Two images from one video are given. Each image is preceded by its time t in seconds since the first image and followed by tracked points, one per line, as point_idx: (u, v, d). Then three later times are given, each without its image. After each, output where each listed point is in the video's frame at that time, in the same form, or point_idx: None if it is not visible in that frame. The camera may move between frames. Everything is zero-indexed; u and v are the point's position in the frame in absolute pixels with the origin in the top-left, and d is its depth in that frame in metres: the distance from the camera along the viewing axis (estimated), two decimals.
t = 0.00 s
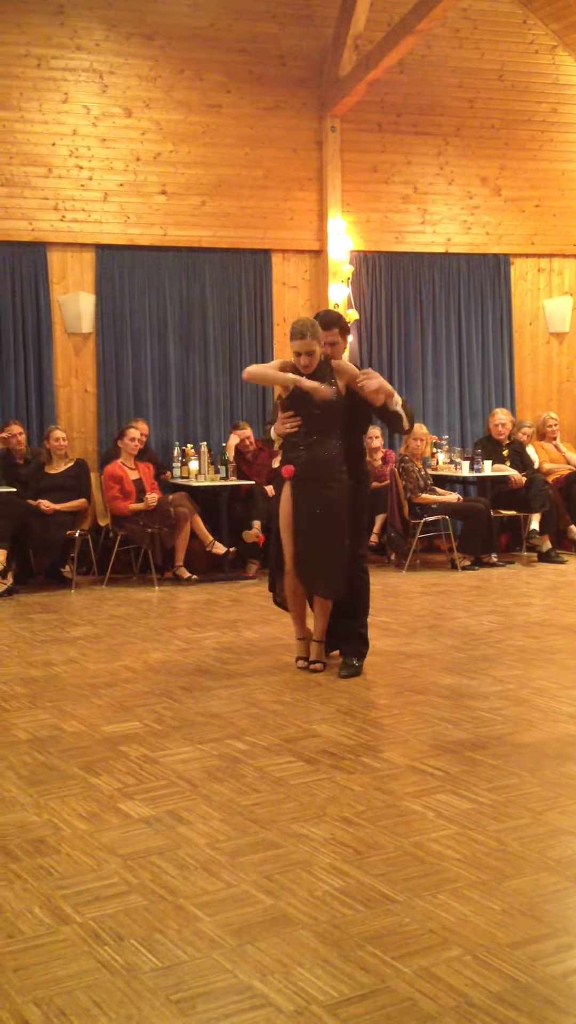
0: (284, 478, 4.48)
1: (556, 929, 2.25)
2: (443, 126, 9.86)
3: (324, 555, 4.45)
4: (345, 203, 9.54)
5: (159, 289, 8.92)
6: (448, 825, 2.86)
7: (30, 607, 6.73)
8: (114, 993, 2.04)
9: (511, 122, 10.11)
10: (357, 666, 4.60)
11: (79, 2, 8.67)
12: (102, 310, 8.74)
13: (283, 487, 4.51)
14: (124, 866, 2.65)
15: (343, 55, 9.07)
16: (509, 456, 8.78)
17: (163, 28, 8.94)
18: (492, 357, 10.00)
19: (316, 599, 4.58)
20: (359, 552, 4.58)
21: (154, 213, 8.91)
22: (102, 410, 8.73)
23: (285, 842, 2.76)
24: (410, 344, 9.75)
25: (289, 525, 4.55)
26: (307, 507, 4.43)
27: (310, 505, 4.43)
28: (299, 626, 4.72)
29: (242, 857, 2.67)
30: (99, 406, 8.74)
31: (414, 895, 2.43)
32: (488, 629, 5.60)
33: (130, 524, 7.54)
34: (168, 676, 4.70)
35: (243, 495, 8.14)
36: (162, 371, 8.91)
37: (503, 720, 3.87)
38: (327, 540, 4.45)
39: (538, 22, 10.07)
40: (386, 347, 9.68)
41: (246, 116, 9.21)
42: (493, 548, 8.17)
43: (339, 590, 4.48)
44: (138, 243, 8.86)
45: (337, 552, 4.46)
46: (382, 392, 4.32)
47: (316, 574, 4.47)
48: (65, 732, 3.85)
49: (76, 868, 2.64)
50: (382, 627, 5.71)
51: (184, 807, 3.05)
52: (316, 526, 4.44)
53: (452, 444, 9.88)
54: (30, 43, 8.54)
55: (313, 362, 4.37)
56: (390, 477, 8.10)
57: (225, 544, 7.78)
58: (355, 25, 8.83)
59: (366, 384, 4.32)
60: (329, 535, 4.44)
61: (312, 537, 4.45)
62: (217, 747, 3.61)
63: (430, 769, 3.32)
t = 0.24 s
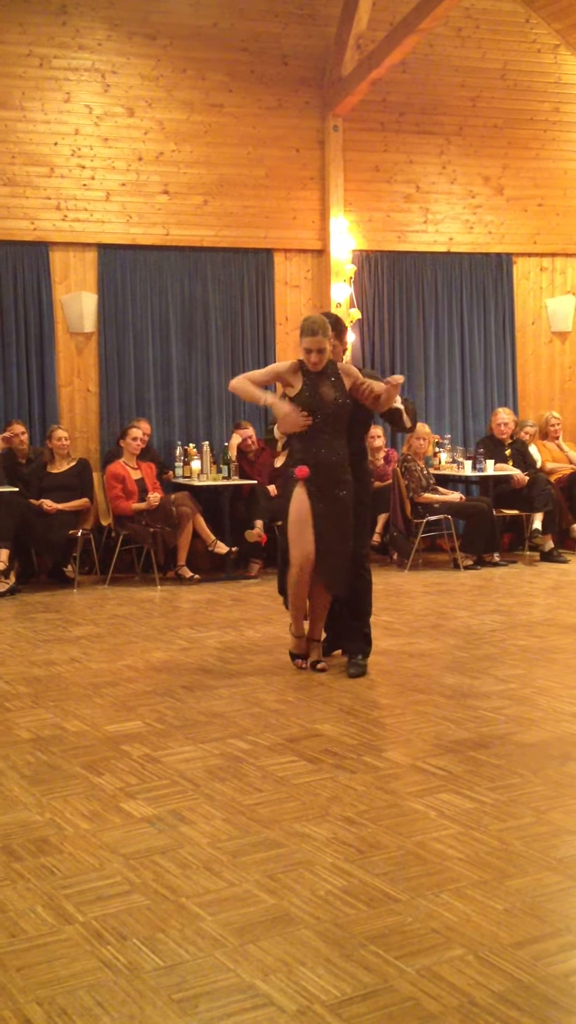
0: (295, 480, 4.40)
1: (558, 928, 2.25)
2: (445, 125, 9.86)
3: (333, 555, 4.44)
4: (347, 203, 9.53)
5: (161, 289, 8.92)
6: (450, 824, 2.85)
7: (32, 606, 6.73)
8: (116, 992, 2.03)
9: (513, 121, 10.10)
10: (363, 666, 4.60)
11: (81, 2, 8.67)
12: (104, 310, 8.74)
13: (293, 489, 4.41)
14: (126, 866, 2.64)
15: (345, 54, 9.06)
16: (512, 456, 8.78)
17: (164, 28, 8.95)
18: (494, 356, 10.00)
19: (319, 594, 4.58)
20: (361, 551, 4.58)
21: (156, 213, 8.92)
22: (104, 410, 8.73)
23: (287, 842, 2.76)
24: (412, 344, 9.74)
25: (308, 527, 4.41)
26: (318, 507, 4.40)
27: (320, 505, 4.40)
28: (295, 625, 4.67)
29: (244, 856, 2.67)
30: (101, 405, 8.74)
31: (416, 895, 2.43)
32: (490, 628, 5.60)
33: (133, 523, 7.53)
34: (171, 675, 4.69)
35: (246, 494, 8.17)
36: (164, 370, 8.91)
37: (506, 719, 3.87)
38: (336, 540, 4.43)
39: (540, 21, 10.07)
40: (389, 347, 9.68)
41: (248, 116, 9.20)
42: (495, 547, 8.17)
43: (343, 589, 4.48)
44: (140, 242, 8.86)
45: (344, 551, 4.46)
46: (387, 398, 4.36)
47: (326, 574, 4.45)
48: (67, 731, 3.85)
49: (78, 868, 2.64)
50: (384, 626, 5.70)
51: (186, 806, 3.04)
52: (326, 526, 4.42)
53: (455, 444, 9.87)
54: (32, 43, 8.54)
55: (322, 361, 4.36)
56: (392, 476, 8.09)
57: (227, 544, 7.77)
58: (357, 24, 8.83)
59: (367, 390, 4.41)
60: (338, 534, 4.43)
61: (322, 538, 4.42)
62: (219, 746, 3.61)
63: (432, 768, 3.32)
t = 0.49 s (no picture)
0: (299, 482, 4.40)
1: (560, 928, 2.25)
2: (447, 124, 9.86)
3: (336, 557, 4.42)
4: (349, 202, 9.53)
5: (163, 289, 8.92)
6: (451, 823, 2.85)
7: (33, 606, 6.72)
8: (118, 992, 2.03)
9: (515, 120, 10.10)
10: (367, 666, 4.60)
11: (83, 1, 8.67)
12: (106, 310, 8.74)
13: (297, 491, 4.42)
14: (127, 866, 2.64)
15: (347, 54, 9.06)
16: (513, 455, 8.79)
17: (166, 28, 8.95)
18: (496, 356, 9.99)
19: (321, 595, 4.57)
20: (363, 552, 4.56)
21: (158, 212, 8.92)
22: (106, 409, 8.73)
23: (289, 842, 2.75)
24: (414, 343, 9.74)
25: (316, 525, 4.37)
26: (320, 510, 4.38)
27: (322, 507, 4.39)
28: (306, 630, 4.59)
29: (245, 856, 2.67)
30: (103, 405, 8.74)
31: (418, 895, 2.43)
32: (492, 628, 5.60)
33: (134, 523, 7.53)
34: (172, 675, 4.69)
35: (247, 493, 8.16)
36: (166, 370, 8.91)
37: (507, 719, 3.87)
38: (338, 542, 4.41)
39: (542, 20, 10.07)
40: (390, 347, 9.68)
41: (250, 115, 9.20)
42: (497, 547, 8.17)
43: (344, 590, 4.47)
44: (142, 242, 8.86)
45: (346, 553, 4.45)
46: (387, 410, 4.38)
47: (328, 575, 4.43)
48: (69, 731, 3.85)
49: (79, 867, 2.64)
50: (385, 626, 5.70)
51: (188, 806, 3.04)
52: (329, 528, 4.39)
53: (456, 444, 9.86)
54: (34, 42, 8.54)
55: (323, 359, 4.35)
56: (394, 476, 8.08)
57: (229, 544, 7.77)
58: (359, 24, 8.84)
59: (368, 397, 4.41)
60: (340, 536, 4.41)
61: (325, 540, 4.39)
62: (220, 746, 3.61)
63: (434, 767, 3.32)
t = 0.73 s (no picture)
0: (302, 483, 4.35)
1: (562, 927, 2.25)
2: (449, 123, 9.85)
3: (343, 556, 4.39)
4: (351, 202, 9.53)
5: (166, 287, 8.92)
6: (454, 823, 2.85)
7: (36, 605, 6.72)
8: (121, 991, 2.03)
9: (518, 119, 10.09)
10: (376, 665, 4.60)
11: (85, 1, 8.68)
12: (109, 309, 8.74)
13: (299, 491, 4.36)
14: (130, 865, 2.64)
15: (350, 53, 9.06)
16: (516, 454, 8.79)
17: (169, 27, 8.95)
18: (498, 355, 9.99)
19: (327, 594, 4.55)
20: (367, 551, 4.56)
21: (160, 211, 8.91)
22: (108, 409, 8.74)
23: (291, 842, 2.75)
24: (416, 343, 9.73)
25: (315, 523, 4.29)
26: (326, 511, 4.33)
27: (328, 507, 4.35)
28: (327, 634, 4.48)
29: (248, 856, 2.67)
30: (106, 404, 8.74)
31: (422, 895, 2.42)
32: (494, 627, 5.59)
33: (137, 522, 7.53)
34: (175, 675, 4.68)
35: (250, 492, 8.18)
36: (168, 369, 8.91)
37: (510, 718, 3.86)
38: (345, 543, 4.39)
39: (544, 19, 10.06)
40: (393, 346, 9.67)
41: (252, 115, 9.20)
42: (500, 546, 8.17)
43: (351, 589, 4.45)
44: (145, 241, 8.86)
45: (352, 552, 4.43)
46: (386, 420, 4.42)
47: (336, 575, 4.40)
48: (72, 731, 3.84)
49: (82, 867, 2.63)
50: (388, 626, 5.70)
51: (190, 806, 3.04)
52: (336, 528, 4.36)
53: (459, 443, 9.86)
54: (36, 42, 8.55)
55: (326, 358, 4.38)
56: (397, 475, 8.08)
57: (231, 543, 7.77)
58: (361, 23, 8.83)
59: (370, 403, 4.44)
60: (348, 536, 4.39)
61: (331, 540, 4.36)
62: (223, 746, 3.60)
63: (436, 767, 3.32)
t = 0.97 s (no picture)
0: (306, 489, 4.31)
1: (565, 927, 2.25)
2: (451, 123, 9.85)
3: (347, 558, 4.38)
4: (353, 201, 9.53)
5: (168, 287, 8.92)
6: (455, 823, 2.85)
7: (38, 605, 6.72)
8: (123, 991, 2.03)
9: (520, 119, 10.09)
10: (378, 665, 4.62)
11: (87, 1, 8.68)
12: (111, 309, 8.74)
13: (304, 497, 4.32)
14: (132, 865, 2.64)
15: (352, 53, 9.05)
16: (518, 454, 8.78)
17: (171, 27, 8.95)
18: (500, 355, 9.99)
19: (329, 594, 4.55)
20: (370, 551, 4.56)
21: (162, 212, 8.91)
22: (110, 409, 8.74)
23: (293, 842, 2.75)
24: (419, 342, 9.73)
25: (323, 522, 4.27)
26: (330, 513, 4.32)
27: (332, 510, 4.33)
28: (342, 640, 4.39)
29: (250, 856, 2.67)
30: (108, 404, 8.74)
31: (424, 895, 2.42)
32: (496, 627, 5.59)
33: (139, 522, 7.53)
34: (177, 675, 4.68)
35: (252, 492, 8.18)
36: (170, 369, 8.91)
37: (512, 718, 3.86)
38: (348, 544, 4.38)
39: (547, 19, 10.06)
40: (395, 346, 9.67)
41: (254, 115, 9.20)
42: (502, 546, 8.16)
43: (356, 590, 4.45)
44: (147, 241, 8.86)
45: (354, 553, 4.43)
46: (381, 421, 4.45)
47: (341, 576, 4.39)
48: (74, 730, 3.84)
49: (85, 867, 2.63)
50: (390, 626, 5.69)
51: (193, 806, 3.04)
52: (339, 529, 4.35)
53: (461, 443, 9.85)
54: (38, 42, 8.55)
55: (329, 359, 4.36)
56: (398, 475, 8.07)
57: (233, 543, 7.77)
58: (363, 24, 8.83)
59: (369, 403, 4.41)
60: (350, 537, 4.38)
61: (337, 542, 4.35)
62: (225, 746, 3.60)
63: (438, 767, 3.32)
